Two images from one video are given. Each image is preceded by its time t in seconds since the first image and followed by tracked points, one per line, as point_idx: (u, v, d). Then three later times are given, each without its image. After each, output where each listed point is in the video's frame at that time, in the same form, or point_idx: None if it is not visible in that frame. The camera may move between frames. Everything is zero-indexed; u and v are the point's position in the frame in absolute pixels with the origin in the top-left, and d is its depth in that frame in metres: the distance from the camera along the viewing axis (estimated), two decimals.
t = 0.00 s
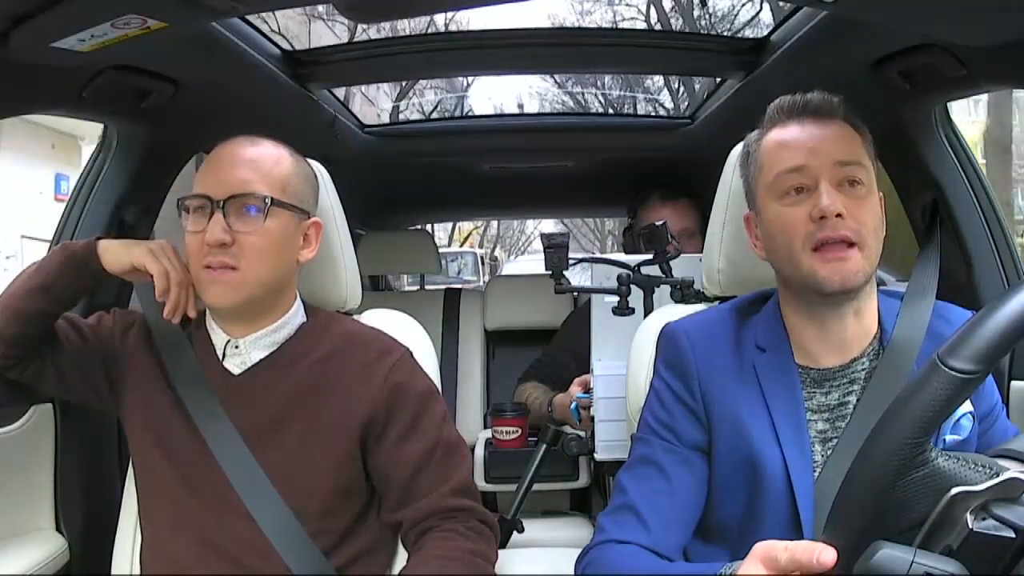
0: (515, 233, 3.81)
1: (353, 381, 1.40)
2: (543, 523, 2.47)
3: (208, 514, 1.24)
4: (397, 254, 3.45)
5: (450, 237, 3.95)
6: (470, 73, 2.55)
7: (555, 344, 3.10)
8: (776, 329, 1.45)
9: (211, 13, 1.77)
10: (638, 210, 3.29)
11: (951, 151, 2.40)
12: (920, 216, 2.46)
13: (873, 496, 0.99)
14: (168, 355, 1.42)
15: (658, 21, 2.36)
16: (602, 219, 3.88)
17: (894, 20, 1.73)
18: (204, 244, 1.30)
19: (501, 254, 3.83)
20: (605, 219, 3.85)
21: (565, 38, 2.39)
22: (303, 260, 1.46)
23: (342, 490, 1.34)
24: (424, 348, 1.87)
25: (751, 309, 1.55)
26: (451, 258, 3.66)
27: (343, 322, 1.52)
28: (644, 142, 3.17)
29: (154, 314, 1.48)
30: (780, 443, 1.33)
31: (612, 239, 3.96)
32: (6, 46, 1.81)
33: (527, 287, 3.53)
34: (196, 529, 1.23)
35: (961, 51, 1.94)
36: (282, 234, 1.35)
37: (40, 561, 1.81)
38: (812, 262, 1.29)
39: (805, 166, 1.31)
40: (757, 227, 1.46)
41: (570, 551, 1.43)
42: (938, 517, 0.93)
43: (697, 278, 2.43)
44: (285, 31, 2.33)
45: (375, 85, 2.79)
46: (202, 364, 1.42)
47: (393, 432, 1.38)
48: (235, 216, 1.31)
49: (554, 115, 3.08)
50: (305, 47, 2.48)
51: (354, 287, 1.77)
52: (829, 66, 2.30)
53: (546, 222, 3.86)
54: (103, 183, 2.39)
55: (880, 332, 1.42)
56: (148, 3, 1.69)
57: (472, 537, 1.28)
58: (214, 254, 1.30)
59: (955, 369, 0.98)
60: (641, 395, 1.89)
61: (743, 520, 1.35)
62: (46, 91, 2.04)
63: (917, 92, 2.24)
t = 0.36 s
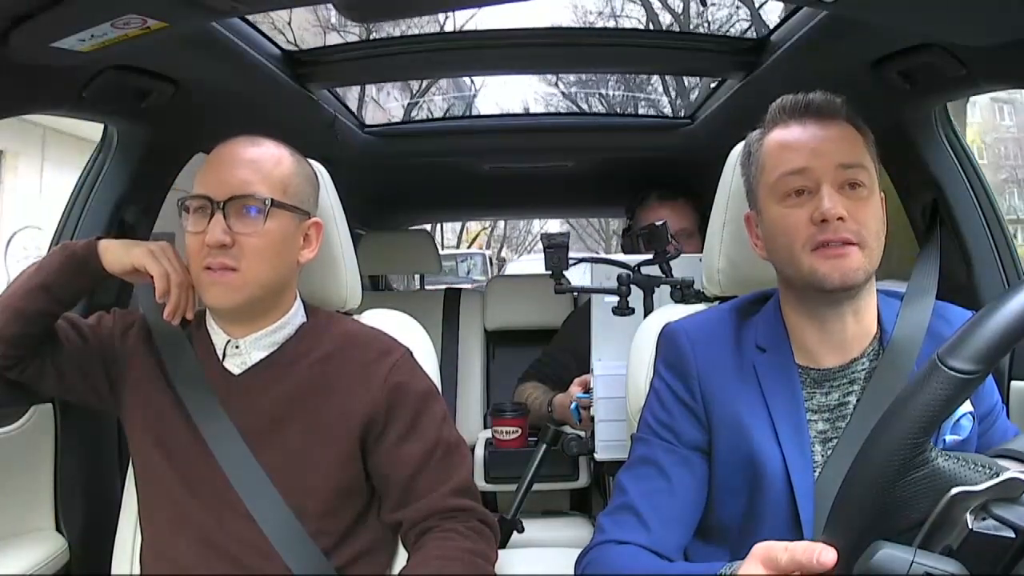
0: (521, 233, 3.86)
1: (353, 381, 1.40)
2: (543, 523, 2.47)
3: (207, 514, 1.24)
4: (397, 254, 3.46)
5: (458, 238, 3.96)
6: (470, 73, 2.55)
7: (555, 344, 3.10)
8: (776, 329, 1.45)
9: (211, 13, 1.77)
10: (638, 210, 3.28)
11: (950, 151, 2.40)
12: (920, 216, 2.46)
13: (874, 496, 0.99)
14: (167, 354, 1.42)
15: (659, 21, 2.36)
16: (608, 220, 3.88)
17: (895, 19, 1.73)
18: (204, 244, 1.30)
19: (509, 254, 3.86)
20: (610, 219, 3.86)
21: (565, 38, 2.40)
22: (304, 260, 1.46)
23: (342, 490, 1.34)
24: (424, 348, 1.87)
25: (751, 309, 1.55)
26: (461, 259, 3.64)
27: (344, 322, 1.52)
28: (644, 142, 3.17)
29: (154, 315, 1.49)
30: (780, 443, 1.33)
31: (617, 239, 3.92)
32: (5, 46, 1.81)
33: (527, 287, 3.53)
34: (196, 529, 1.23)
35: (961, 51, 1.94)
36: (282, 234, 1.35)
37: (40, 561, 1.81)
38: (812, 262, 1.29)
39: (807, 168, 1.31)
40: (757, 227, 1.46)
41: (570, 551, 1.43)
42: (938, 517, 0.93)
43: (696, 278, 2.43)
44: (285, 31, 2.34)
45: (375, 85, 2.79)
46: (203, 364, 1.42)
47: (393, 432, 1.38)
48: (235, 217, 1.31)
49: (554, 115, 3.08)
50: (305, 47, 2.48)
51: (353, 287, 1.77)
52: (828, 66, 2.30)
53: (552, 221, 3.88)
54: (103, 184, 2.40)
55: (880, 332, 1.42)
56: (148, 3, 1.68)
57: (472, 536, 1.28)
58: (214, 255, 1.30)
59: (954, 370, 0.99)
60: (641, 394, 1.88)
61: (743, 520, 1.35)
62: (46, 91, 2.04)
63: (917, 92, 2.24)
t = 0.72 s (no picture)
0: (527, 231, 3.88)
1: (353, 382, 1.40)
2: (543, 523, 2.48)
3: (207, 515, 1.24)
4: (397, 254, 3.46)
5: (466, 237, 3.95)
6: (471, 73, 2.55)
7: (555, 344, 3.10)
8: (776, 329, 1.45)
9: (211, 12, 1.77)
10: (638, 210, 3.28)
11: (950, 151, 2.39)
12: (920, 216, 2.46)
13: (873, 496, 1.00)
14: (168, 355, 1.42)
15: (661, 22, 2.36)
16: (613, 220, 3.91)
17: (895, 20, 1.72)
18: (206, 244, 1.31)
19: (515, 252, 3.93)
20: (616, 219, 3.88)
21: (565, 38, 2.39)
22: (305, 261, 1.46)
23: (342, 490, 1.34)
24: (424, 348, 1.87)
25: (750, 310, 1.55)
26: (469, 258, 3.72)
27: (343, 322, 1.52)
28: (644, 142, 3.17)
29: (155, 314, 1.49)
30: (780, 443, 1.33)
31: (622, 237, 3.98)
32: (6, 47, 1.81)
33: (527, 287, 3.53)
34: (197, 529, 1.23)
35: (961, 51, 1.94)
36: (284, 236, 1.35)
37: (40, 561, 1.81)
38: (810, 263, 1.29)
39: (806, 169, 1.32)
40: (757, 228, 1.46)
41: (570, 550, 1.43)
42: (938, 518, 0.93)
43: (697, 278, 2.43)
44: (285, 31, 2.34)
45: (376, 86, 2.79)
46: (203, 364, 1.42)
47: (393, 433, 1.38)
48: (239, 217, 1.31)
49: (553, 115, 3.08)
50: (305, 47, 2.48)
51: (353, 287, 1.77)
52: (828, 66, 2.30)
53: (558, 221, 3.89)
54: (103, 184, 2.40)
55: (880, 332, 1.42)
56: (147, 3, 1.68)
57: (473, 536, 1.29)
58: (216, 255, 1.30)
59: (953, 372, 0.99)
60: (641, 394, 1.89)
61: (743, 520, 1.35)
62: (46, 91, 2.04)
63: (917, 92, 2.24)
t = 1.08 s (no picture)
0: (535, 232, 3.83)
1: (352, 381, 1.39)
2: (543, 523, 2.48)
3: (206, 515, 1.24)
4: (397, 254, 3.46)
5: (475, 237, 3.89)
6: (472, 73, 2.55)
7: (555, 344, 3.10)
8: (775, 329, 1.45)
9: (212, 12, 1.77)
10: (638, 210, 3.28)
11: (950, 151, 2.39)
12: (920, 217, 2.46)
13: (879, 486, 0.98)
14: (168, 355, 1.42)
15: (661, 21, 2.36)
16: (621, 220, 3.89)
17: (895, 19, 1.72)
18: (207, 243, 1.31)
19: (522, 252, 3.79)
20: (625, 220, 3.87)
21: (565, 38, 2.40)
22: (303, 260, 1.46)
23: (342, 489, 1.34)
24: (425, 348, 1.87)
25: (749, 310, 1.55)
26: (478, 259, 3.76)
27: (343, 322, 1.51)
28: (643, 142, 3.17)
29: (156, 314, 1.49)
30: (779, 442, 1.33)
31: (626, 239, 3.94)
32: (6, 47, 1.81)
33: (527, 287, 3.53)
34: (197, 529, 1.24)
35: (960, 50, 1.94)
36: (284, 235, 1.35)
37: (41, 560, 1.82)
38: (807, 264, 1.29)
39: (805, 170, 1.32)
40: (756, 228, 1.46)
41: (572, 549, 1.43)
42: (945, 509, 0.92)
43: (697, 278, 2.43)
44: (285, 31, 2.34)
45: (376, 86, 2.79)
46: (204, 364, 1.42)
47: (393, 432, 1.38)
48: (238, 216, 1.31)
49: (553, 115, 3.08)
50: (305, 47, 2.48)
51: (353, 287, 1.77)
52: (828, 66, 2.30)
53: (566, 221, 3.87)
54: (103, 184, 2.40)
55: (880, 332, 1.42)
56: (147, 2, 1.68)
57: (473, 536, 1.28)
58: (217, 253, 1.31)
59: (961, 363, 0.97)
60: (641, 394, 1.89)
61: (742, 519, 1.35)
62: (46, 92, 2.04)
63: (917, 92, 2.24)
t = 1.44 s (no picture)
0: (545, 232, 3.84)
1: (352, 380, 1.40)
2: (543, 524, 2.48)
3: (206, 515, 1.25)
4: (397, 254, 3.46)
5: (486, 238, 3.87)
6: (472, 73, 2.55)
7: (555, 344, 3.10)
8: (775, 328, 1.44)
9: (212, 12, 1.77)
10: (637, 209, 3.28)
11: (950, 151, 2.39)
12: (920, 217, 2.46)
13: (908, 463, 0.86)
14: (167, 354, 1.42)
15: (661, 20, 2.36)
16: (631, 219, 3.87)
17: (895, 19, 1.72)
18: (205, 243, 1.31)
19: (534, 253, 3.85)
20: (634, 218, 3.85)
21: (565, 39, 2.39)
22: (303, 260, 1.46)
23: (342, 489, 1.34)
24: (425, 347, 1.87)
25: (750, 308, 1.55)
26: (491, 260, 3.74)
27: (343, 321, 1.52)
28: (643, 141, 3.17)
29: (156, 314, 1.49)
30: (781, 439, 1.33)
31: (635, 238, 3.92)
32: (6, 46, 1.81)
33: (527, 287, 3.53)
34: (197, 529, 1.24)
35: (961, 50, 1.94)
36: (282, 234, 1.36)
37: (40, 560, 1.82)
38: (797, 267, 1.29)
39: (794, 171, 1.32)
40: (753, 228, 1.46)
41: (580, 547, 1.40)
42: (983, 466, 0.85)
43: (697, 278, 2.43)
44: (286, 31, 2.34)
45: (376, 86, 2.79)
46: (204, 364, 1.42)
47: (393, 432, 1.38)
48: (236, 215, 1.32)
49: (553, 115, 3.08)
50: (305, 47, 2.48)
51: (353, 287, 1.77)
52: (828, 66, 2.30)
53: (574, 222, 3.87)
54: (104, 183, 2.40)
55: (880, 332, 1.42)
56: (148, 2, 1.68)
57: (473, 536, 1.28)
58: (215, 253, 1.31)
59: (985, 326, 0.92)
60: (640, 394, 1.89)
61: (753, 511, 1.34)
62: (46, 92, 2.04)
63: (917, 92, 2.24)
